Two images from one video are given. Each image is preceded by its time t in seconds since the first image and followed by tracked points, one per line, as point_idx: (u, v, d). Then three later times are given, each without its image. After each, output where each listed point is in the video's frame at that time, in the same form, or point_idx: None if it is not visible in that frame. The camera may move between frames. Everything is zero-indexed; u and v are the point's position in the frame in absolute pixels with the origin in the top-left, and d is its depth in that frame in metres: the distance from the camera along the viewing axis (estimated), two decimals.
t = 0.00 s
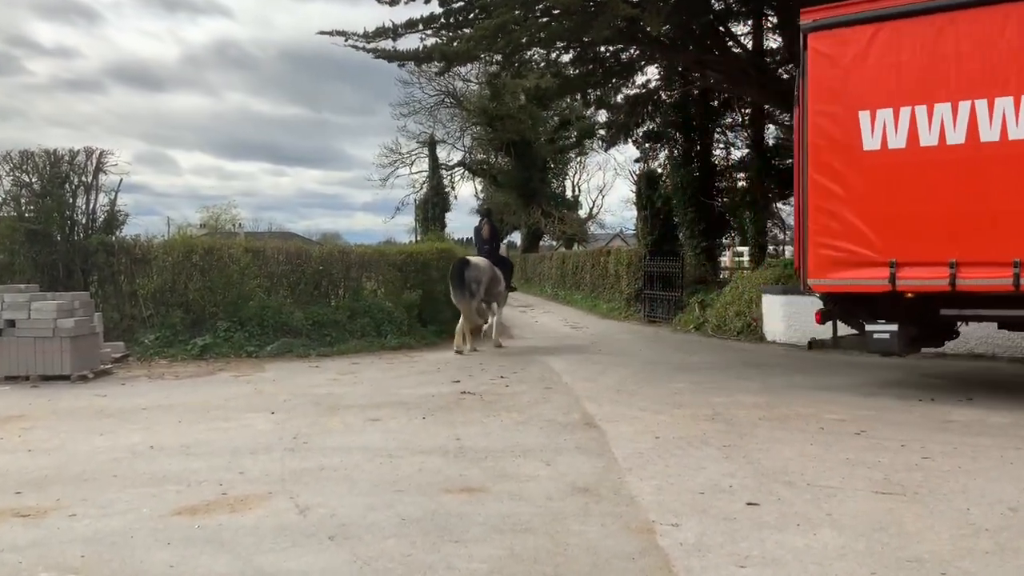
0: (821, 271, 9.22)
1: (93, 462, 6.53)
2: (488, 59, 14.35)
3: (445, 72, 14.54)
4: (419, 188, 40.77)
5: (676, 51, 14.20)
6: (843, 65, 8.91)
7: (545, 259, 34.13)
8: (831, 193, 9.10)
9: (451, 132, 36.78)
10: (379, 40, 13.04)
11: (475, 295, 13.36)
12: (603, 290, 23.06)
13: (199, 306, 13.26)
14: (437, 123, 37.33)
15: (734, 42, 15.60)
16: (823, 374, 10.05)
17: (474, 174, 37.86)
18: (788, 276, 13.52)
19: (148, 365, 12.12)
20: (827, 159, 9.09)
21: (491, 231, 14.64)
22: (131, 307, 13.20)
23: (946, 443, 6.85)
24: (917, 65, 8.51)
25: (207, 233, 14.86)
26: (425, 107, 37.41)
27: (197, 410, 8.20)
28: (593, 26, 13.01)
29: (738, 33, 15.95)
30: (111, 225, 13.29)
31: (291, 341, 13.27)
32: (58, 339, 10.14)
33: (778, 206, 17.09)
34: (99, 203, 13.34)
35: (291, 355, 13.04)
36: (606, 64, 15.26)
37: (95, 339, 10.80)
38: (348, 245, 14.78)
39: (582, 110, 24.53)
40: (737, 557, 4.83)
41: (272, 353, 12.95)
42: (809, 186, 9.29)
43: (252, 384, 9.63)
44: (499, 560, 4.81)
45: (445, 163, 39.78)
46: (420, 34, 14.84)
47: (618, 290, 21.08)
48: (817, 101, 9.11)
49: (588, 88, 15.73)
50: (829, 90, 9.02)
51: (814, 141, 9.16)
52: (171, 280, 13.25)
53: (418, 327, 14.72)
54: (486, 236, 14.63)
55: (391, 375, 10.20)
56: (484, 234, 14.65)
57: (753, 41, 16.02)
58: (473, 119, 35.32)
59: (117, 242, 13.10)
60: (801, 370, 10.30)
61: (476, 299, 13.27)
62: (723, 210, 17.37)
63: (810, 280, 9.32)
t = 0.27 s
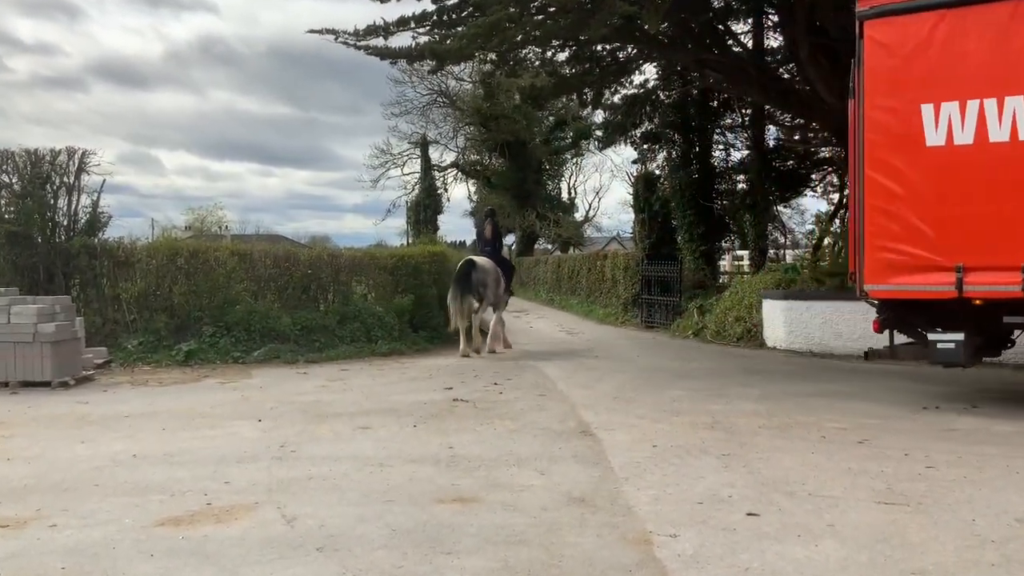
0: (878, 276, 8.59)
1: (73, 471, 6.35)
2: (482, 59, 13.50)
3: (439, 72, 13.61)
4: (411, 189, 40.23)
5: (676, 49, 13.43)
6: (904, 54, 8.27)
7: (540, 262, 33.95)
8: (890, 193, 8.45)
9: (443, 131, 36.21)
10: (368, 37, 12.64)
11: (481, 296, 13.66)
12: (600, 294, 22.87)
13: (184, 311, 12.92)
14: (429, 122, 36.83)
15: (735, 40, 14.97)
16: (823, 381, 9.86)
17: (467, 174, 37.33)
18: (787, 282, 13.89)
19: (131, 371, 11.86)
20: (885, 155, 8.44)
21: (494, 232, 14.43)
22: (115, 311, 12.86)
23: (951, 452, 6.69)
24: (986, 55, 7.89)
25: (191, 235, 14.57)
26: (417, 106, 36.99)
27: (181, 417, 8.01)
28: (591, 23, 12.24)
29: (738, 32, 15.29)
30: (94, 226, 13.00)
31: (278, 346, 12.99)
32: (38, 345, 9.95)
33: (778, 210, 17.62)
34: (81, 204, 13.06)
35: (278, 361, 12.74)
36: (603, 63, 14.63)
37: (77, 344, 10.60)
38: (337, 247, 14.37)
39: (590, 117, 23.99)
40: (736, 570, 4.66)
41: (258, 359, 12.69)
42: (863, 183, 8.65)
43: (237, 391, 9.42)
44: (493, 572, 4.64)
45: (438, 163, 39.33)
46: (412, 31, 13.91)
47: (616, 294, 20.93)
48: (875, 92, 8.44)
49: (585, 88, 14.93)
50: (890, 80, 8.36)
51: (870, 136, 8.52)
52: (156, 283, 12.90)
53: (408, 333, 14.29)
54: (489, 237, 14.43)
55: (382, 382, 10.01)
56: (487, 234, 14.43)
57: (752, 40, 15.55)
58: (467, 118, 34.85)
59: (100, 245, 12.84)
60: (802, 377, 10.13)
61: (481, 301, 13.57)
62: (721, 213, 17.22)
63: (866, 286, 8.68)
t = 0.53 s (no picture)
0: (959, 284, 7.60)
1: (33, 490, 5.92)
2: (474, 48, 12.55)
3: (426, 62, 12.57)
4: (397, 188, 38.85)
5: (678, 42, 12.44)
6: (988, 38, 7.41)
7: (535, 266, 33.45)
8: (973, 190, 7.52)
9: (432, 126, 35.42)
10: (351, 27, 12.26)
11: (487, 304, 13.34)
12: (598, 301, 22.46)
13: (153, 317, 12.08)
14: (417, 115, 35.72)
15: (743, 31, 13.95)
16: (832, 392, 9.49)
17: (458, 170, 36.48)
18: (798, 287, 13.32)
19: (94, 382, 11.00)
20: (968, 148, 7.51)
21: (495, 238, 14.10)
22: (79, 317, 12.01)
23: (972, 469, 6.30)
24: None
25: (163, 236, 13.93)
26: (401, 98, 35.77)
27: (152, 432, 7.57)
28: (589, 13, 11.25)
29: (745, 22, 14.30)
30: (56, 226, 12.36)
31: (256, 355, 12.13)
32: None
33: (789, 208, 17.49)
34: (44, 203, 12.45)
35: (254, 371, 11.90)
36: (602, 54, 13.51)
37: (39, 352, 10.09)
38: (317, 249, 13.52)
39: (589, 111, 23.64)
40: None
41: (233, 369, 11.80)
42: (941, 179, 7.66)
43: (211, 404, 8.98)
44: None
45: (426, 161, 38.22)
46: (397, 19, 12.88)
47: (616, 300, 20.52)
48: (954, 78, 7.51)
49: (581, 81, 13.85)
50: (971, 65, 7.47)
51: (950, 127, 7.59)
52: (124, 286, 12.09)
53: (395, 340, 13.56)
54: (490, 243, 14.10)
55: (365, 395, 9.59)
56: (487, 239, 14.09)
57: (761, 29, 14.42)
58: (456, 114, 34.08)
59: (64, 247, 11.99)
60: (809, 389, 9.73)
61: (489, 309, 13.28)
62: (728, 213, 16.67)
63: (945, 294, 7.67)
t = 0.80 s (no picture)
0: None
1: (9, 500, 5.72)
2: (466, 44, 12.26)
3: (417, 58, 12.22)
4: (384, 187, 37.98)
5: (677, 36, 12.15)
6: None
7: (530, 267, 33.22)
8: None
9: (421, 124, 34.42)
10: (340, 22, 12.06)
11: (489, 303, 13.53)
12: (595, 304, 22.30)
13: (133, 322, 11.92)
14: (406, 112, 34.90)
15: (742, 26, 13.67)
16: (833, 399, 9.32)
17: (448, 170, 35.62)
18: (800, 291, 13.05)
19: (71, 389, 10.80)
20: None
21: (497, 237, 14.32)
22: (56, 323, 11.82)
23: (980, 479, 6.12)
24: None
25: (143, 238, 13.66)
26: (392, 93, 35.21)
27: (133, 440, 7.39)
28: (585, 7, 10.93)
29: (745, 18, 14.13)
30: (33, 228, 12.12)
31: (240, 361, 11.91)
32: None
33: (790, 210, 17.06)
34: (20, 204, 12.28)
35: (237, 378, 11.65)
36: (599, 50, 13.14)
37: (14, 358, 9.82)
38: (304, 253, 13.30)
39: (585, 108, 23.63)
40: None
41: (216, 376, 11.58)
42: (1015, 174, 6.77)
43: (193, 411, 8.78)
44: None
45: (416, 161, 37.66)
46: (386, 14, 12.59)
47: (613, 304, 20.36)
48: None
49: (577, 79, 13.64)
50: None
51: None
52: (103, 289, 11.92)
53: (384, 347, 13.24)
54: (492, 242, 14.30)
55: (352, 402, 9.40)
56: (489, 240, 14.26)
57: (763, 25, 14.18)
58: (448, 111, 33.61)
59: (40, 249, 11.80)
60: (808, 396, 9.56)
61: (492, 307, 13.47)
62: (728, 215, 16.54)
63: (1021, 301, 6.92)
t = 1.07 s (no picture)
0: None
1: None
2: (458, 35, 11.96)
3: (408, 49, 11.87)
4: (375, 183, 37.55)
5: (678, 26, 11.96)
6: None
7: (526, 269, 32.98)
8: None
9: (413, 117, 34.25)
10: (328, 11, 11.79)
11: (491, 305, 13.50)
12: (593, 306, 22.09)
13: (112, 325, 11.62)
14: (397, 107, 34.33)
15: (746, 17, 13.40)
16: (836, 405, 9.09)
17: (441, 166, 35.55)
18: (807, 293, 12.93)
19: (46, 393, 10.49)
20: None
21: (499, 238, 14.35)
22: (31, 325, 11.50)
23: (994, 488, 5.90)
24: None
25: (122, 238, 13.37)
26: (381, 86, 34.30)
27: (112, 447, 7.14)
28: None
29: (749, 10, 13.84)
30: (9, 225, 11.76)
31: (223, 365, 11.61)
32: None
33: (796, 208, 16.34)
34: None
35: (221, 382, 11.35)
36: (597, 41, 12.89)
37: None
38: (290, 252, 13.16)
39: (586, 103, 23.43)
40: None
41: (198, 380, 11.26)
42: None
43: (176, 418, 8.54)
44: None
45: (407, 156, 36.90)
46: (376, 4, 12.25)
47: (611, 306, 20.14)
48: None
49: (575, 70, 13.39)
50: None
51: None
52: (81, 289, 11.64)
53: (374, 349, 13.02)
54: (494, 244, 14.33)
55: (340, 408, 9.17)
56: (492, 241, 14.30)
57: (767, 17, 13.90)
58: (441, 103, 33.20)
59: (15, 249, 11.49)
60: (811, 402, 9.34)
61: (496, 310, 13.40)
62: (732, 213, 16.28)
63: None
